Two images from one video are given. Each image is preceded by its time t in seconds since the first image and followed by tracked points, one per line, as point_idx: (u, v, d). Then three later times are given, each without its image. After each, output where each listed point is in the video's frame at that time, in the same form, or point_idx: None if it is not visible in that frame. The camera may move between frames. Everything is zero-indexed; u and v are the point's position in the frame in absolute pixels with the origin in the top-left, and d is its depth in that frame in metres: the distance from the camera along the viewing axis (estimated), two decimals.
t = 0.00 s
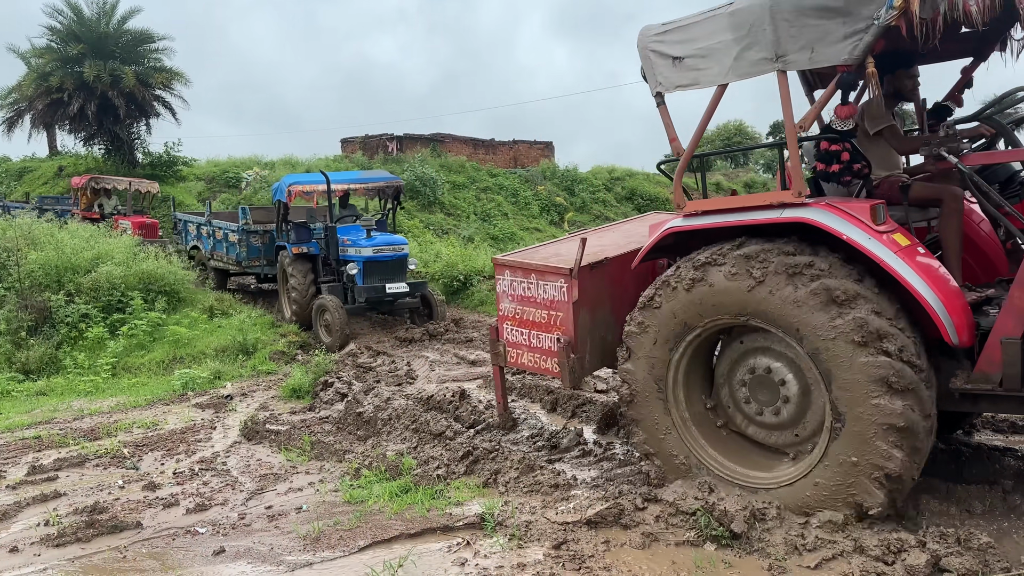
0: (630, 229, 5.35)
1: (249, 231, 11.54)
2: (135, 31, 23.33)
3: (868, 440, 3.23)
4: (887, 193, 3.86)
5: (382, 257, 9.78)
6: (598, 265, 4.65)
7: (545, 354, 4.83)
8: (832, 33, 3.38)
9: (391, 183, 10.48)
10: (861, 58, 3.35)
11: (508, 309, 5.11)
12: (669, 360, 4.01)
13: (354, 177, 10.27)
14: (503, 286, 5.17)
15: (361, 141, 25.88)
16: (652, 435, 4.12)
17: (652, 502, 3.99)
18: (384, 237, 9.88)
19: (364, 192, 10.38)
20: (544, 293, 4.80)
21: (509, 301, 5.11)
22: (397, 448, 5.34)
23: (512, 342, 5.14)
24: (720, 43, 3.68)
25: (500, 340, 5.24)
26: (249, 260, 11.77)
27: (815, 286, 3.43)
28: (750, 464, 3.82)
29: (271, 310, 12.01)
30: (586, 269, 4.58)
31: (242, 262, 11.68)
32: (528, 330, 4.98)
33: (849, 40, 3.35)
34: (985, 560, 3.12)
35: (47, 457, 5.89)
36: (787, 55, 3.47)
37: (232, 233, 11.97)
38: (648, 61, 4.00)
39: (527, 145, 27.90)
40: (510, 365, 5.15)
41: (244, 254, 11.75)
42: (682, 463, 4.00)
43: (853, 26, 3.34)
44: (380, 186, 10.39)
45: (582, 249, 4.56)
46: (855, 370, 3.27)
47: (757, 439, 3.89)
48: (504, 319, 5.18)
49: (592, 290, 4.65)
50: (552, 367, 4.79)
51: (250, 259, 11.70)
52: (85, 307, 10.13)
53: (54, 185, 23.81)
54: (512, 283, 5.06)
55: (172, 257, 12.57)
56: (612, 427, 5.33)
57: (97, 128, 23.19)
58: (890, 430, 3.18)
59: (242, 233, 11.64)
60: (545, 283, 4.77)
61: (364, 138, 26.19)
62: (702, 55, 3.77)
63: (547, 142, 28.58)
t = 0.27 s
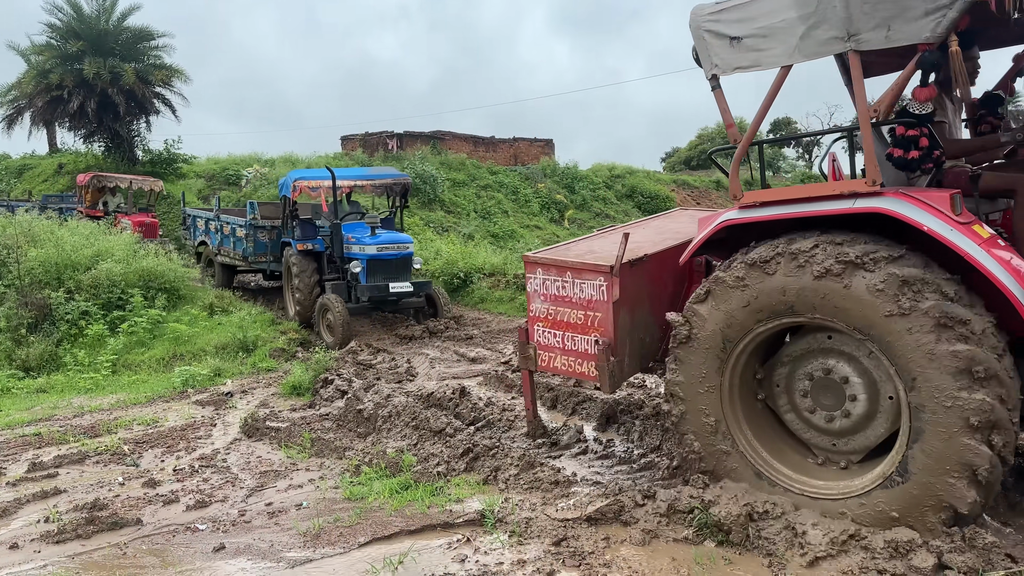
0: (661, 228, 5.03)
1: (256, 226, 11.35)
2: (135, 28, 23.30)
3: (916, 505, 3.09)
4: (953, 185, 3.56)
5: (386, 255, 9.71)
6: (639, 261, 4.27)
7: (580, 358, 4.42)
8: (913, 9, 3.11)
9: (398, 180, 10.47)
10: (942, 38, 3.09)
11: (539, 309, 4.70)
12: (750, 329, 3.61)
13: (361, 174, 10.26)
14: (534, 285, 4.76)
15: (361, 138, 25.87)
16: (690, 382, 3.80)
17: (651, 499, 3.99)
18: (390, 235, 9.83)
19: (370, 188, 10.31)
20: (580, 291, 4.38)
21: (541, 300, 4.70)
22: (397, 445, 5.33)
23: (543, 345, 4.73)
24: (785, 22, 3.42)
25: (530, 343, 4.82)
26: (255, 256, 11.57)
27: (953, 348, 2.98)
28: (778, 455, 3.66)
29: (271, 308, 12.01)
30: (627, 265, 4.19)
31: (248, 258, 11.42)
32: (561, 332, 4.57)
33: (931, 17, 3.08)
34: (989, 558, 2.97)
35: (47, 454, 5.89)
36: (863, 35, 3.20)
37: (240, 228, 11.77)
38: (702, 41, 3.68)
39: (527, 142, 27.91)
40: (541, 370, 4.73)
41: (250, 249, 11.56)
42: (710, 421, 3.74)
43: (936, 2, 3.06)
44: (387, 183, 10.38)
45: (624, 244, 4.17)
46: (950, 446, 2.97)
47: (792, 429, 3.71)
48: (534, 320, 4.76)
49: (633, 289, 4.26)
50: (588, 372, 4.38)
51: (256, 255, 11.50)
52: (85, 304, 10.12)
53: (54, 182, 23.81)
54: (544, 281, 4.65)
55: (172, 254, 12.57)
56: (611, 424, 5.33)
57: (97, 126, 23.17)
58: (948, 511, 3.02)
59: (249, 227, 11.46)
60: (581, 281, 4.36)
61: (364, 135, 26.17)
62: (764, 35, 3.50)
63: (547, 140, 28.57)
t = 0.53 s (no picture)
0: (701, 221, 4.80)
1: (263, 223, 10.95)
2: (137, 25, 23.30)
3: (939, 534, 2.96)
4: None
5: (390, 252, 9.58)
6: (689, 251, 4.05)
7: (627, 356, 4.14)
8: None
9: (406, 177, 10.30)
10: None
11: (582, 305, 4.38)
12: (872, 304, 3.14)
13: (370, 170, 10.07)
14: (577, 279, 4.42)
15: (362, 136, 25.88)
16: (768, 324, 3.40)
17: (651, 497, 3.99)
18: (395, 232, 9.67)
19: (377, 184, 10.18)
20: (629, 284, 4.10)
21: (583, 295, 4.38)
22: (398, 442, 5.33)
23: (585, 343, 4.41)
24: None
25: (571, 341, 4.50)
26: (261, 254, 11.16)
27: None
28: (823, 431, 3.41)
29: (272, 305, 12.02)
30: (679, 256, 3.96)
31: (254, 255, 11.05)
32: (605, 329, 4.27)
33: None
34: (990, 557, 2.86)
35: (48, 451, 5.90)
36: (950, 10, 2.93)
37: (245, 225, 11.38)
38: (767, 20, 3.32)
39: (528, 140, 27.90)
40: (584, 369, 4.41)
41: (256, 247, 11.12)
42: (767, 368, 3.42)
43: None
44: (395, 180, 10.19)
45: (677, 235, 3.94)
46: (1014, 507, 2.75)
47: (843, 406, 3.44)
48: (576, 317, 4.45)
49: (683, 281, 4.02)
50: (637, 371, 4.11)
51: (263, 254, 11.10)
52: (86, 301, 10.12)
53: (56, 179, 23.83)
54: (587, 275, 4.34)
55: (174, 251, 12.57)
56: (612, 422, 5.32)
57: (98, 123, 23.17)
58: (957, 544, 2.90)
59: (255, 224, 11.05)
60: (630, 273, 4.09)
61: (366, 133, 26.18)
62: (837, 12, 3.16)
63: (549, 137, 28.54)
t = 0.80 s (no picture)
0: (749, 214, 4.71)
1: (266, 223, 10.86)
2: (139, 22, 23.30)
3: (939, 523, 3.02)
4: None
5: (397, 245, 9.42)
6: (755, 242, 3.97)
7: (684, 349, 4.07)
8: None
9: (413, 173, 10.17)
10: None
11: (636, 295, 4.28)
12: None
13: (376, 165, 9.96)
14: (630, 271, 4.33)
15: (365, 134, 25.89)
16: (912, 270, 3.02)
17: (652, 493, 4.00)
18: (402, 225, 9.51)
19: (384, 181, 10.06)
20: (689, 274, 4.02)
21: (637, 285, 4.28)
22: (399, 440, 5.33)
23: (637, 335, 4.31)
24: None
25: (622, 333, 4.39)
26: (266, 254, 11.08)
27: None
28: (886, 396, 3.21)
29: (274, 302, 12.03)
30: (745, 245, 3.88)
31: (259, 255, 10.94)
32: (661, 320, 4.19)
33: None
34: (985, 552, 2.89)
35: (50, 448, 5.91)
36: None
37: (249, 224, 11.27)
38: None
39: (530, 138, 27.88)
40: (635, 362, 4.32)
41: (260, 247, 11.06)
42: (880, 309, 3.10)
43: None
44: (401, 176, 10.05)
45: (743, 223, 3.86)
46: None
47: (914, 367, 3.24)
48: (628, 307, 4.34)
49: (746, 272, 3.93)
50: (693, 364, 4.05)
51: (267, 253, 11.02)
52: (88, 298, 10.14)
53: (58, 176, 23.86)
54: (643, 263, 4.23)
55: (176, 248, 12.57)
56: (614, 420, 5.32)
57: (101, 120, 23.19)
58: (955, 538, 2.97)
59: (259, 224, 10.95)
60: (691, 262, 4.00)
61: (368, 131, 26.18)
62: None
63: (551, 136, 28.51)
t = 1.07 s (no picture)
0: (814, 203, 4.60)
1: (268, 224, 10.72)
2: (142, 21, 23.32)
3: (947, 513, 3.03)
4: None
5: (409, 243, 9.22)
6: (837, 230, 3.85)
7: (756, 339, 3.98)
8: None
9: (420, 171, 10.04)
10: None
11: (704, 281, 4.18)
12: None
13: (382, 164, 9.86)
14: (697, 254, 4.23)
15: (367, 133, 25.89)
16: None
17: (654, 494, 4.00)
18: (414, 222, 9.31)
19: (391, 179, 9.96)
20: (766, 260, 3.90)
21: (707, 270, 4.18)
22: (402, 439, 5.33)
23: (703, 324, 4.23)
24: None
25: (687, 322, 4.32)
26: (268, 257, 10.90)
27: None
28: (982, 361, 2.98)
29: (277, 301, 12.04)
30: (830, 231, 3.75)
31: (262, 258, 10.84)
32: (730, 309, 4.09)
33: None
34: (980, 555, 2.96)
35: (53, 446, 5.92)
36: None
37: (251, 226, 11.12)
38: None
39: (533, 137, 27.88)
40: (700, 352, 4.23)
41: (262, 250, 10.90)
42: (1000, 279, 2.86)
43: None
44: (407, 174, 9.97)
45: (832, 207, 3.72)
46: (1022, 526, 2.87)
47: None
48: (694, 295, 4.26)
49: (828, 260, 3.82)
50: (765, 356, 3.95)
51: (269, 255, 10.85)
52: (91, 296, 10.15)
53: (61, 174, 23.90)
54: (715, 247, 4.13)
55: (178, 247, 12.58)
56: (616, 420, 5.32)
57: (104, 119, 23.21)
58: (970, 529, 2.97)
59: (261, 226, 10.82)
60: (769, 247, 3.89)
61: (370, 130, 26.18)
62: None
63: (554, 135, 28.50)
